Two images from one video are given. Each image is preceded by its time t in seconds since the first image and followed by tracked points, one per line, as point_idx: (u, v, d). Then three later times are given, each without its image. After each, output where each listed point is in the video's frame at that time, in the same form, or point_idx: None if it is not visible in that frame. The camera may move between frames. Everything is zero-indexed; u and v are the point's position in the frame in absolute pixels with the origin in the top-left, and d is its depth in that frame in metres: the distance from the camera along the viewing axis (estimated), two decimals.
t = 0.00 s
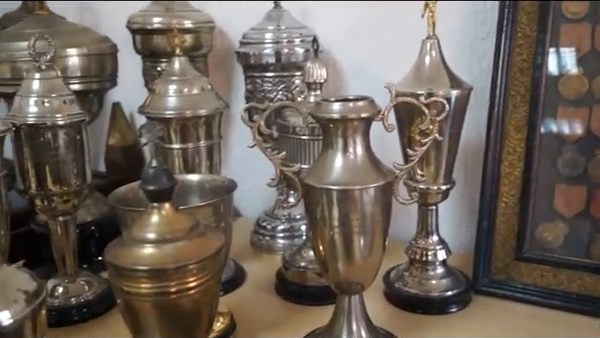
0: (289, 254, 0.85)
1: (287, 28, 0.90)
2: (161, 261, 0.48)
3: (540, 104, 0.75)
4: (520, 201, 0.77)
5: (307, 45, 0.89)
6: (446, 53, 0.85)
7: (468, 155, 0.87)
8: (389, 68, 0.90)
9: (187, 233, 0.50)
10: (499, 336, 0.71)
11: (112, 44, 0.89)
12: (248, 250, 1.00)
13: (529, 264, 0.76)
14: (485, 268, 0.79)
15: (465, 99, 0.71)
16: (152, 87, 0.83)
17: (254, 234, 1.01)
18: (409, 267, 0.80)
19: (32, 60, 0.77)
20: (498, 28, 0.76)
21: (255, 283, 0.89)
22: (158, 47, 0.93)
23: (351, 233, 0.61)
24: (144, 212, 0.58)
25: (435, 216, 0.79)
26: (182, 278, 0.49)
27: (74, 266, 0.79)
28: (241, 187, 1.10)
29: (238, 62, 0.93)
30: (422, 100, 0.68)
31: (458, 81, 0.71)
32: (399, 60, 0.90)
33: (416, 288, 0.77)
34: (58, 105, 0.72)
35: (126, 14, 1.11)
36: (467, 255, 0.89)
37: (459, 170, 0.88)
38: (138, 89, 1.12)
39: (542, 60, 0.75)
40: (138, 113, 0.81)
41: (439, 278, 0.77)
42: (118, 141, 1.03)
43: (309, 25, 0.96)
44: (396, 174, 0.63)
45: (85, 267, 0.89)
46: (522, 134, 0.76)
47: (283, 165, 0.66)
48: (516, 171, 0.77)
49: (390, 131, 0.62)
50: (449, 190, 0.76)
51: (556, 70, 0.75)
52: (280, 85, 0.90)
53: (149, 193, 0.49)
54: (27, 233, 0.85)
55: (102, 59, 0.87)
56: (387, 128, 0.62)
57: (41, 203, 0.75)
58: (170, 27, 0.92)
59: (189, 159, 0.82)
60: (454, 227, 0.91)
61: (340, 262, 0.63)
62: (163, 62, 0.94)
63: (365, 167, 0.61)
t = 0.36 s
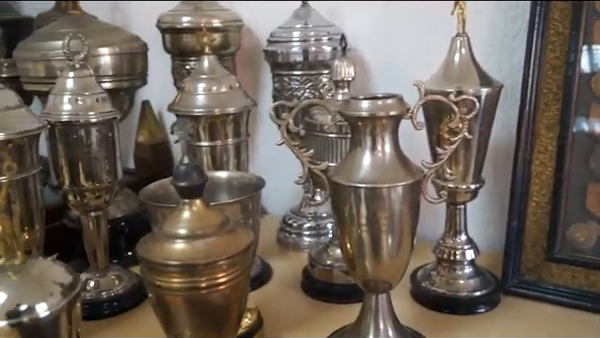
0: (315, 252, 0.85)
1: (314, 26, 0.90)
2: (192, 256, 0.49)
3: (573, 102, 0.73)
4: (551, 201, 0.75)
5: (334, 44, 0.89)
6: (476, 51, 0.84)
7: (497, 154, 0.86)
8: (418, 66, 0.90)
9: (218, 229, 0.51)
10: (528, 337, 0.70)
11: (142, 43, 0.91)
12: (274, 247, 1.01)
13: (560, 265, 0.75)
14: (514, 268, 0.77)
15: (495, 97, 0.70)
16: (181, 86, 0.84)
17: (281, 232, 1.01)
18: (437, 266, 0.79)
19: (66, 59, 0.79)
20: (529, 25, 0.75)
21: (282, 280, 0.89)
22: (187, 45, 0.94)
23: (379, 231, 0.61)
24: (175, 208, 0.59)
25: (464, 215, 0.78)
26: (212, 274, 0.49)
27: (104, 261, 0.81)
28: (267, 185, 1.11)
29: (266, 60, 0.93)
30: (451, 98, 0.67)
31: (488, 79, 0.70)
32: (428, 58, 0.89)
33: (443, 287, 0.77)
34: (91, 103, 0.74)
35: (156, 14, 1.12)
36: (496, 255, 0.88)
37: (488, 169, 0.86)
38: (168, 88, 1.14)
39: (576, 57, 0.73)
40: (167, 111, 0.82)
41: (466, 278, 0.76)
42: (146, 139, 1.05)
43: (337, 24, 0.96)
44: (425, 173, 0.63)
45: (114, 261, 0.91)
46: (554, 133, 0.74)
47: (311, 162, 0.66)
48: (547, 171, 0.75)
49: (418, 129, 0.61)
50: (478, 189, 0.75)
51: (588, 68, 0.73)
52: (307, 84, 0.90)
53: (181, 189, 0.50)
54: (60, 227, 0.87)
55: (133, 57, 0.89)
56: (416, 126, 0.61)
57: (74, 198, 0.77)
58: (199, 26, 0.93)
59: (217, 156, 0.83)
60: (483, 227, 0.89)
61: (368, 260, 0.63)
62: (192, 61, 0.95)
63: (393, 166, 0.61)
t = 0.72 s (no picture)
0: (344, 248, 0.84)
1: (344, 22, 0.90)
2: (226, 247, 0.49)
3: None
4: (588, 199, 0.74)
5: (364, 39, 0.89)
6: (510, 45, 0.83)
7: (530, 150, 0.84)
8: (450, 61, 0.89)
9: (251, 221, 0.51)
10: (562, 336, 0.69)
11: (173, 39, 0.92)
12: (302, 243, 1.01)
13: (596, 264, 0.73)
14: (547, 267, 0.76)
15: (529, 92, 0.69)
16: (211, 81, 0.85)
17: (308, 227, 1.01)
18: (467, 263, 0.78)
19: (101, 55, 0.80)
20: (565, 18, 0.74)
21: (310, 276, 0.89)
22: (217, 42, 0.95)
23: (410, 227, 0.61)
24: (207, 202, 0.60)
25: (496, 212, 0.77)
26: (246, 265, 0.50)
27: (135, 254, 0.82)
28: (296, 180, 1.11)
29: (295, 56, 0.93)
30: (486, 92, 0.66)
31: (522, 73, 0.69)
32: (461, 53, 0.88)
33: (474, 285, 0.76)
34: (124, 98, 0.75)
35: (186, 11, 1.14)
36: (528, 254, 0.87)
37: (521, 166, 0.85)
38: (197, 85, 1.15)
39: None
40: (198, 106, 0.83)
41: (498, 276, 0.75)
42: (175, 135, 1.06)
43: (366, 18, 0.95)
44: (457, 168, 0.62)
45: (145, 255, 0.92)
46: (590, 129, 0.73)
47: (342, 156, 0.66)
48: (583, 168, 0.74)
49: (451, 123, 0.61)
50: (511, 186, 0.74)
51: None
52: (336, 79, 0.90)
53: (215, 181, 0.51)
54: (93, 220, 0.89)
55: (163, 53, 0.90)
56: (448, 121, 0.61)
57: (108, 192, 0.78)
58: (229, 22, 0.93)
59: (247, 152, 0.83)
60: (515, 224, 0.88)
61: (398, 256, 0.62)
62: (221, 57, 0.96)
63: (425, 160, 0.60)
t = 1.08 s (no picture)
0: (375, 245, 0.84)
1: (375, 18, 0.90)
2: (263, 241, 0.50)
3: None
4: None
5: (396, 35, 0.89)
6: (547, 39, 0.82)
7: (567, 148, 0.83)
8: (486, 57, 0.88)
9: (286, 216, 0.51)
10: None
11: (205, 36, 0.93)
12: (331, 240, 1.01)
13: None
14: (584, 267, 0.74)
15: (568, 87, 0.67)
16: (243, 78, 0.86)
17: (337, 224, 1.01)
18: (501, 262, 0.76)
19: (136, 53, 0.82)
20: None
21: (340, 273, 0.89)
22: (248, 39, 0.95)
23: (445, 224, 0.60)
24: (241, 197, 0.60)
25: (531, 210, 0.75)
26: (282, 260, 0.50)
27: (169, 249, 0.83)
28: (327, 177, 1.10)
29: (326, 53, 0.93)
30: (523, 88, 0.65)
31: (560, 68, 0.68)
32: (496, 48, 0.87)
33: (508, 284, 0.74)
34: (158, 95, 0.76)
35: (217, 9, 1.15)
36: (564, 253, 0.85)
37: (557, 163, 0.84)
38: (228, 82, 1.16)
39: None
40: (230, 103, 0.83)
41: (533, 275, 0.74)
42: (205, 131, 1.07)
43: (398, 15, 0.94)
44: (494, 164, 0.61)
45: (176, 250, 0.93)
46: None
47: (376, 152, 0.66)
48: None
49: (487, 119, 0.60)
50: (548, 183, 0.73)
51: None
52: (368, 76, 0.89)
53: (252, 176, 0.51)
54: (126, 215, 0.90)
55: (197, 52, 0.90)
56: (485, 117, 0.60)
57: (141, 187, 0.79)
58: (260, 19, 0.94)
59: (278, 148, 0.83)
60: (550, 223, 0.86)
61: (432, 253, 0.62)
62: (252, 54, 0.96)
63: (461, 157, 0.59)
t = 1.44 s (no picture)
0: (409, 243, 0.83)
1: (411, 15, 0.90)
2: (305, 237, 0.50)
3: None
4: None
5: (432, 32, 0.88)
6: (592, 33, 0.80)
7: None
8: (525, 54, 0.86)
9: (328, 212, 0.51)
10: None
11: (240, 34, 0.93)
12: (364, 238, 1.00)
13: None
14: None
15: None
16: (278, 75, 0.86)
17: (370, 222, 1.00)
18: (541, 263, 0.75)
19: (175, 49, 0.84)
20: None
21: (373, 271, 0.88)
22: (282, 36, 0.95)
23: (485, 222, 0.59)
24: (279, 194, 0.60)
25: (573, 210, 0.74)
26: (323, 256, 0.51)
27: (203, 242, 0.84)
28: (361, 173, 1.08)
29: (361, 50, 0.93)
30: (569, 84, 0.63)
31: None
32: (537, 45, 0.85)
33: (548, 285, 0.73)
34: (195, 91, 0.77)
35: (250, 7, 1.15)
36: None
37: None
38: (262, 80, 1.16)
39: None
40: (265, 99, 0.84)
41: (573, 277, 0.72)
42: (237, 128, 1.06)
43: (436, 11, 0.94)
44: (537, 163, 0.60)
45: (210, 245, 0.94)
46: None
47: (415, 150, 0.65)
48: None
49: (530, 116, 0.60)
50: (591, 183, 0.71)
51: None
52: (403, 73, 0.88)
53: (293, 172, 0.52)
54: (160, 210, 0.91)
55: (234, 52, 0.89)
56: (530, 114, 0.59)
57: (178, 183, 0.80)
58: (294, 16, 0.94)
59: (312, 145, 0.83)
60: (590, 224, 0.85)
61: (472, 252, 0.61)
62: (286, 51, 0.96)
63: (503, 155, 0.58)
